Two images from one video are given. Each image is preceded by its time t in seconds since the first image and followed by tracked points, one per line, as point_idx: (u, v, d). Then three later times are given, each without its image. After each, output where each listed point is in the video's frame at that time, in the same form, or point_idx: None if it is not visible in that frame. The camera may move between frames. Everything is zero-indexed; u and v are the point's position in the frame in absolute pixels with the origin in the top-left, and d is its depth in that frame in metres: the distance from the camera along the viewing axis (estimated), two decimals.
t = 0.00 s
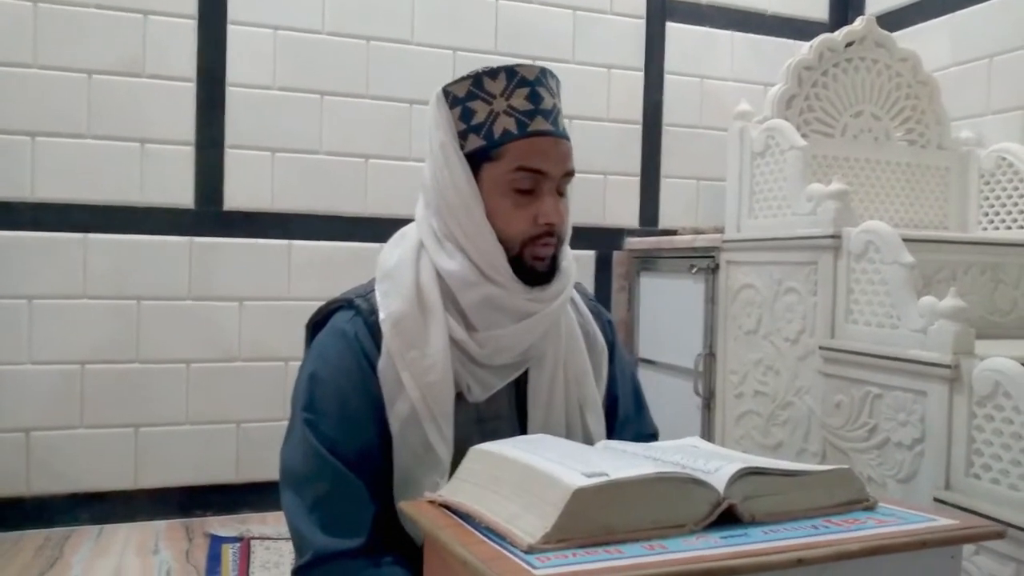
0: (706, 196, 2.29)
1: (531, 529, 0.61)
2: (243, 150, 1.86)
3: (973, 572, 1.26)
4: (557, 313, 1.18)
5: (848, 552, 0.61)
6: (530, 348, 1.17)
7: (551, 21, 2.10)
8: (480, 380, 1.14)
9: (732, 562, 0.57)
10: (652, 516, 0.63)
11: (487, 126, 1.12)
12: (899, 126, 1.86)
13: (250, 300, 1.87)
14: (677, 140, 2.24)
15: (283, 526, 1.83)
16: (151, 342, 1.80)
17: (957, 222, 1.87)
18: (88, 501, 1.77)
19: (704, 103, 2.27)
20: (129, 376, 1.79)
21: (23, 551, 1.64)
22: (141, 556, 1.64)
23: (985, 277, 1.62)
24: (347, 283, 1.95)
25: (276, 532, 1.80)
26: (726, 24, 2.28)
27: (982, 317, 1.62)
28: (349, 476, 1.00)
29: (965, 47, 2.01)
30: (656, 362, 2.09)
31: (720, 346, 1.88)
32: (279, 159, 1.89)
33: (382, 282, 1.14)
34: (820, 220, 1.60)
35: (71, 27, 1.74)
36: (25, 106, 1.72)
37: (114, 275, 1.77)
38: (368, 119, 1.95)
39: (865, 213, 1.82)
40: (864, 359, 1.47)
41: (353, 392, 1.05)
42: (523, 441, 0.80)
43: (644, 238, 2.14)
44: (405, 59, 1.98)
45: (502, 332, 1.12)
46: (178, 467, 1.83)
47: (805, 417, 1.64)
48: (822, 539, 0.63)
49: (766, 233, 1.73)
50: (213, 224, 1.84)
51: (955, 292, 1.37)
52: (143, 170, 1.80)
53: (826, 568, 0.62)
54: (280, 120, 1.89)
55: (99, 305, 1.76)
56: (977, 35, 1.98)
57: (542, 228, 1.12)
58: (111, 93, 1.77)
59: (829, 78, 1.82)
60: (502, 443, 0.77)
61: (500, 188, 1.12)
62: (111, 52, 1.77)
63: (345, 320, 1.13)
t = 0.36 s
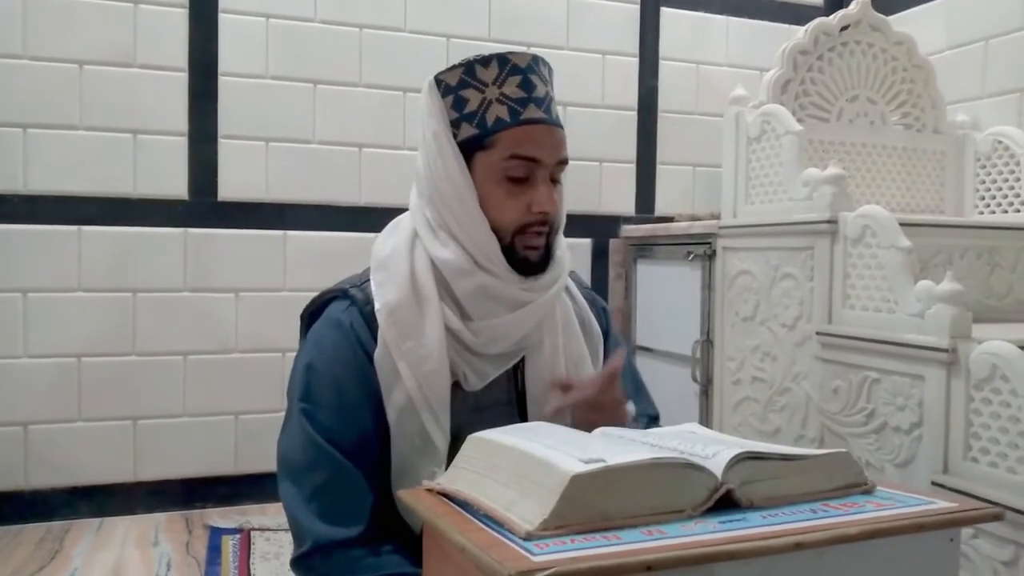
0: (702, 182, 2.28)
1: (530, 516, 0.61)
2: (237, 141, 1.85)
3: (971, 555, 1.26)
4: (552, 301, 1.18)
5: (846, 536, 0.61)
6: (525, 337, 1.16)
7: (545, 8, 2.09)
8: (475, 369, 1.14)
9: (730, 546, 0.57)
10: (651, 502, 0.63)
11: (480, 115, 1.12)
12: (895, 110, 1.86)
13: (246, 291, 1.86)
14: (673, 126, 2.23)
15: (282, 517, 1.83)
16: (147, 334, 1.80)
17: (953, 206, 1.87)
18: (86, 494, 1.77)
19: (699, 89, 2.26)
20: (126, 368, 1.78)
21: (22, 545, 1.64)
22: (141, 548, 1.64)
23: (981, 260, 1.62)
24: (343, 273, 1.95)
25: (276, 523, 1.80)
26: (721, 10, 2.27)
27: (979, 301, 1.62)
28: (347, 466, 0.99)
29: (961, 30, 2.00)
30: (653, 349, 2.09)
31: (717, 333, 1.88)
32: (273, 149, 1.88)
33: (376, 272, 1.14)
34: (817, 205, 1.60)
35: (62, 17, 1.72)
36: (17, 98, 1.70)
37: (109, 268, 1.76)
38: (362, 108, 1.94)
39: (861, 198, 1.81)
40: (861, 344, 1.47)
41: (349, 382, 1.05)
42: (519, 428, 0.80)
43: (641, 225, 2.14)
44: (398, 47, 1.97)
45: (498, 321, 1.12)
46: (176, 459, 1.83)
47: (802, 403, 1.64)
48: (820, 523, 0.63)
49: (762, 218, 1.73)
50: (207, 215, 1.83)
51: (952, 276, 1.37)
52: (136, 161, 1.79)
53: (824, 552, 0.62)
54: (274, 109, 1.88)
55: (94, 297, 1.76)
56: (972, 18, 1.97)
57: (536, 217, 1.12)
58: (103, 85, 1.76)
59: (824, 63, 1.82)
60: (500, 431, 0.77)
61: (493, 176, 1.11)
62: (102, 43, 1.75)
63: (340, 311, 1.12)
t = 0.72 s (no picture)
0: (702, 181, 2.28)
1: (532, 512, 0.61)
2: (238, 139, 1.85)
3: (972, 553, 1.26)
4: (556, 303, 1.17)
5: (849, 533, 0.61)
6: (528, 339, 1.16)
7: (545, 6, 2.09)
8: (477, 369, 1.13)
9: (732, 542, 0.57)
10: (653, 498, 0.63)
11: (487, 115, 1.12)
12: (896, 109, 1.86)
13: (246, 289, 1.86)
14: (673, 125, 2.23)
15: (283, 515, 1.83)
16: (147, 332, 1.80)
17: (954, 205, 1.86)
18: (86, 492, 1.77)
19: (699, 88, 2.26)
20: (126, 366, 1.78)
21: (22, 542, 1.64)
22: (141, 546, 1.64)
23: (982, 259, 1.62)
24: (343, 271, 1.95)
25: (276, 521, 1.80)
26: (721, 8, 2.27)
27: (980, 299, 1.62)
28: (349, 464, 0.99)
29: (961, 29, 2.00)
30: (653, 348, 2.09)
31: (717, 331, 1.88)
32: (273, 147, 1.88)
33: (379, 270, 1.14)
34: (817, 203, 1.60)
35: (62, 14, 1.72)
36: (17, 95, 1.70)
37: (110, 266, 1.76)
38: (362, 106, 1.94)
39: (862, 197, 1.81)
40: (862, 343, 1.47)
41: (351, 380, 1.05)
42: (521, 425, 0.80)
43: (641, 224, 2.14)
44: (399, 45, 1.96)
45: (501, 322, 1.12)
46: (176, 457, 1.83)
47: (803, 401, 1.64)
48: (822, 519, 0.63)
49: (763, 217, 1.73)
50: (208, 213, 1.83)
51: (953, 275, 1.37)
52: (136, 159, 1.79)
53: (826, 549, 0.62)
54: (275, 107, 1.88)
55: (95, 295, 1.76)
56: (972, 18, 1.97)
57: (541, 220, 1.12)
58: (104, 82, 1.76)
59: (825, 61, 1.81)
60: (502, 427, 0.77)
61: (499, 178, 1.11)
62: (103, 40, 1.75)
63: (343, 309, 1.12)
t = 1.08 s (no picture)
0: (708, 180, 2.28)
1: (539, 510, 0.61)
2: (244, 137, 1.86)
3: (978, 553, 1.26)
4: (564, 305, 1.17)
5: (856, 531, 0.61)
6: (535, 339, 1.16)
7: (551, 5, 2.09)
8: (484, 369, 1.13)
9: (739, 540, 0.57)
10: (659, 496, 0.63)
11: (496, 115, 1.11)
12: (902, 108, 1.85)
13: (252, 287, 1.86)
14: (679, 124, 2.23)
15: (288, 513, 1.84)
16: (153, 330, 1.80)
17: (960, 204, 1.86)
18: (92, 490, 1.77)
19: (705, 87, 2.25)
20: (133, 365, 1.79)
21: (29, 539, 1.65)
22: (147, 544, 1.64)
23: (988, 259, 1.62)
24: (349, 270, 1.95)
25: (281, 519, 1.80)
26: (727, 7, 2.26)
27: (986, 299, 1.61)
28: (356, 462, 0.99)
29: (968, 27, 2.00)
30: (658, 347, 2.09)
31: (723, 330, 1.88)
32: (279, 146, 1.88)
33: (387, 270, 1.14)
34: (824, 202, 1.59)
35: (70, 14, 1.73)
36: (24, 94, 1.71)
37: (116, 264, 1.77)
38: (367, 105, 1.94)
39: (868, 196, 1.81)
40: (867, 342, 1.47)
41: (358, 379, 1.05)
42: (527, 423, 0.80)
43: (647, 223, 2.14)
44: (405, 44, 1.97)
45: (508, 322, 1.12)
46: (182, 455, 1.84)
47: (808, 400, 1.63)
48: (829, 518, 0.63)
49: (768, 216, 1.73)
50: (214, 212, 1.83)
51: (959, 274, 1.36)
52: (143, 157, 1.79)
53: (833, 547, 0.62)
54: (281, 106, 1.88)
55: (101, 293, 1.76)
56: (979, 17, 1.97)
57: (550, 221, 1.12)
58: (110, 81, 1.76)
59: (831, 60, 1.81)
60: (509, 426, 0.77)
61: (508, 179, 1.11)
62: (110, 39, 1.76)
63: (351, 307, 1.12)
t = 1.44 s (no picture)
0: (707, 176, 2.28)
1: (539, 506, 0.61)
2: (243, 135, 1.86)
3: (977, 547, 1.26)
4: (566, 302, 1.18)
5: (854, 526, 0.61)
6: (538, 336, 1.16)
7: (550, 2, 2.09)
8: (486, 366, 1.13)
9: (737, 534, 0.58)
10: (659, 491, 0.63)
11: (503, 112, 1.11)
12: (902, 104, 1.85)
13: (252, 286, 1.87)
14: (678, 120, 2.23)
15: (289, 510, 1.84)
16: (153, 328, 1.80)
17: (960, 200, 1.86)
18: (93, 488, 1.78)
19: (705, 84, 2.25)
20: (133, 363, 1.79)
21: (30, 537, 1.65)
22: (148, 542, 1.65)
23: (988, 254, 1.62)
24: (349, 268, 1.95)
25: (282, 516, 1.80)
26: (726, 3, 2.26)
27: (986, 294, 1.62)
28: (358, 459, 1.00)
29: (968, 22, 2.00)
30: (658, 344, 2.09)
31: (723, 326, 1.88)
32: (278, 144, 1.88)
33: (390, 266, 1.14)
34: (823, 198, 1.60)
35: (69, 12, 1.73)
36: (23, 93, 1.71)
37: (116, 263, 1.77)
38: (366, 102, 1.94)
39: (868, 192, 1.81)
40: (867, 338, 1.47)
41: (361, 376, 1.05)
42: (526, 420, 0.80)
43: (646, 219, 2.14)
44: (404, 41, 1.97)
45: (511, 319, 1.12)
46: (183, 453, 1.84)
47: (808, 396, 1.64)
48: (828, 512, 0.63)
49: (768, 212, 1.73)
50: (214, 210, 1.83)
51: (958, 269, 1.37)
52: (143, 155, 1.79)
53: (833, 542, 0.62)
54: (280, 104, 1.88)
55: (101, 292, 1.76)
56: (979, 12, 1.96)
57: (557, 216, 1.12)
58: (109, 79, 1.76)
59: (830, 56, 1.81)
60: (508, 422, 0.77)
61: (516, 175, 1.11)
62: (108, 38, 1.76)
63: (353, 304, 1.12)
